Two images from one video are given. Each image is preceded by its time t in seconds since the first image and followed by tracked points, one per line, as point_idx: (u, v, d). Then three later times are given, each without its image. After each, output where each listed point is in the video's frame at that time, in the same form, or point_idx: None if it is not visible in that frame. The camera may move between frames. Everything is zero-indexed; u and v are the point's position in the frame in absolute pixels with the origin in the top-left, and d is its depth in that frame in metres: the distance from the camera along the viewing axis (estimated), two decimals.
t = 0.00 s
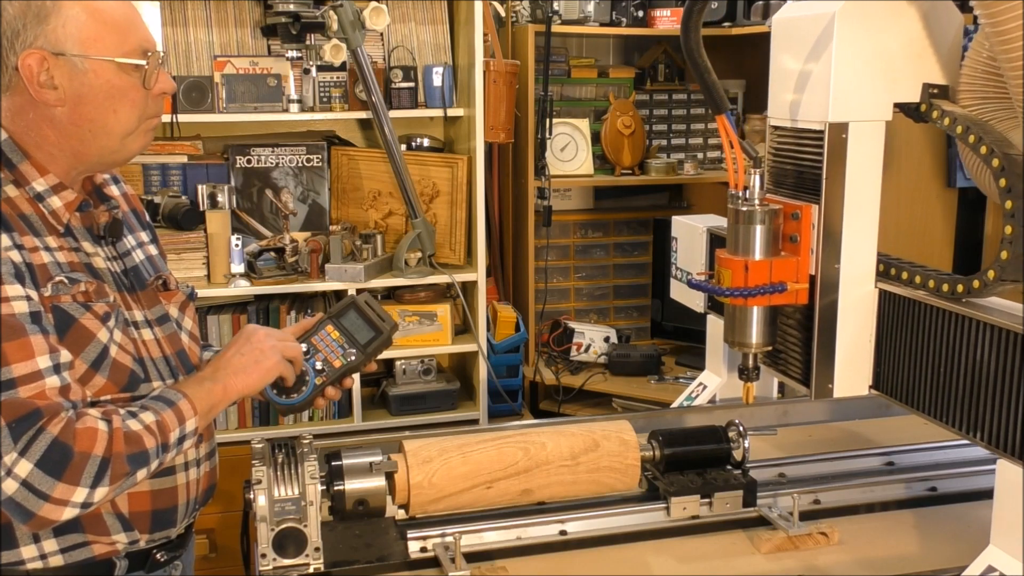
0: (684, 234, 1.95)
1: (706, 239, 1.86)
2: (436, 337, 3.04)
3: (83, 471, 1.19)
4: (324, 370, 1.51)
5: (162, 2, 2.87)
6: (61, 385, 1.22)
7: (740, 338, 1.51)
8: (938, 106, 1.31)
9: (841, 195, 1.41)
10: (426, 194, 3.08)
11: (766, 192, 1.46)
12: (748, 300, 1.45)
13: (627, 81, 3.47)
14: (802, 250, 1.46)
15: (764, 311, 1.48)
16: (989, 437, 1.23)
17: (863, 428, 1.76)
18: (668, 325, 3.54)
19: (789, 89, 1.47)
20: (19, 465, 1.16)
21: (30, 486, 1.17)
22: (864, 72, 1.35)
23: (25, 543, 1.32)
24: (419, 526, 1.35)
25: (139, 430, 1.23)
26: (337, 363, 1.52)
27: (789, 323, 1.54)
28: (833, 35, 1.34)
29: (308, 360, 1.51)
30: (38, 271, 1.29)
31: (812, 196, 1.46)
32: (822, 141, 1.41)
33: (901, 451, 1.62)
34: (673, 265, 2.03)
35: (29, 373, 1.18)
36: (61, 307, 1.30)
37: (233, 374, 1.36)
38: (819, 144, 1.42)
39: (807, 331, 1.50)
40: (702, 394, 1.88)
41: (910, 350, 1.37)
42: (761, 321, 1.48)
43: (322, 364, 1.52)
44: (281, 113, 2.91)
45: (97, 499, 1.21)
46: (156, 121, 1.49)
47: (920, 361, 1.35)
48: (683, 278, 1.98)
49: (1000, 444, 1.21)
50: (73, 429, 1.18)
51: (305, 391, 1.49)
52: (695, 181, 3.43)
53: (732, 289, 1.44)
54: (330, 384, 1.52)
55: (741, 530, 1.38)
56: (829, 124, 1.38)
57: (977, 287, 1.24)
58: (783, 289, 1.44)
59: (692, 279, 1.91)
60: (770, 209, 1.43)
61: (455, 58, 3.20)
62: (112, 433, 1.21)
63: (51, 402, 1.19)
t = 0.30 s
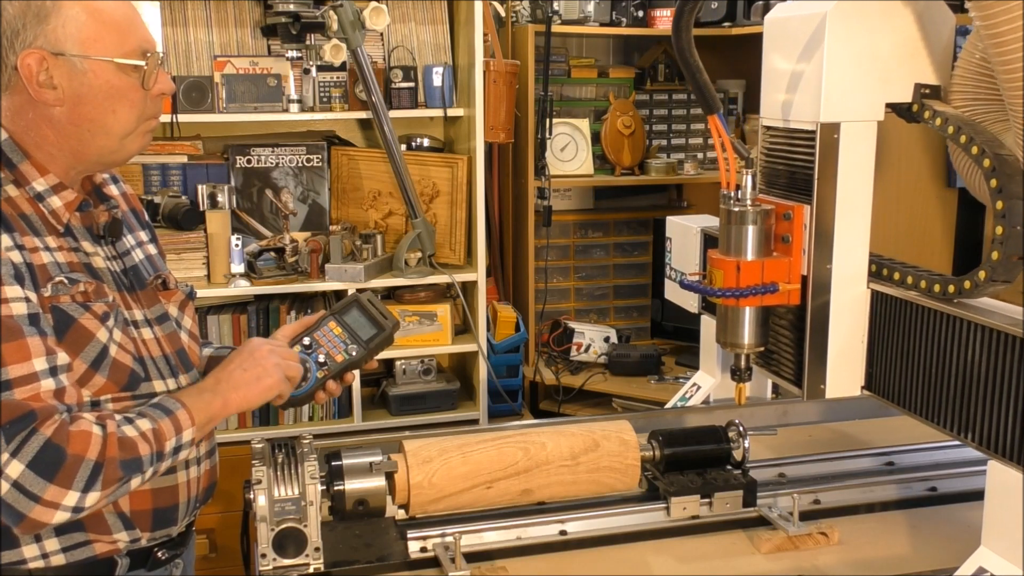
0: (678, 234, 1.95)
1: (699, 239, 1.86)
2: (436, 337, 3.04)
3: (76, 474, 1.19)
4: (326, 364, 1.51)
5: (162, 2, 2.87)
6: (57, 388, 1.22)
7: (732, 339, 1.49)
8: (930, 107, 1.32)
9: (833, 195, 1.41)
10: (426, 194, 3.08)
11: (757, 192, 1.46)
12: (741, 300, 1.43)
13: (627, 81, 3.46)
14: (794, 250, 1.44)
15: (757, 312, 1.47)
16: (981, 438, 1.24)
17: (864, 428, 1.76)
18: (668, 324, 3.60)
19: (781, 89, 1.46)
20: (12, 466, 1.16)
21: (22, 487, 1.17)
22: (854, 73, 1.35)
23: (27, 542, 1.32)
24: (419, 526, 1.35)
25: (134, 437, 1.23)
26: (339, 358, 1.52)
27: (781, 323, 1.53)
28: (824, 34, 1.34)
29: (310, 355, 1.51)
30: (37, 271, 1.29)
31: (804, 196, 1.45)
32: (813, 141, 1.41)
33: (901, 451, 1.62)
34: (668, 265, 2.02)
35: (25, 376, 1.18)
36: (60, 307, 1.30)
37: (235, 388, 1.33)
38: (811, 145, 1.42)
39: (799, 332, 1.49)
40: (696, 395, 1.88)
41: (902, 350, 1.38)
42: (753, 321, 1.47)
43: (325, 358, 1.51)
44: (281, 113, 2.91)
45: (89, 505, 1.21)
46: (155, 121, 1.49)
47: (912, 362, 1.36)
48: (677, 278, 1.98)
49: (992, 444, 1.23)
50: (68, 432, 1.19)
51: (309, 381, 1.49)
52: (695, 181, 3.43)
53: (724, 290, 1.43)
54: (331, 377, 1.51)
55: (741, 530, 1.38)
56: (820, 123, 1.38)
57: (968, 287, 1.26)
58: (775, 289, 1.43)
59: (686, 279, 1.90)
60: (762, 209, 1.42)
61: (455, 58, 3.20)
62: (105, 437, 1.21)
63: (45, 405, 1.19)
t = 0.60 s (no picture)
0: (672, 234, 1.95)
1: (693, 240, 1.86)
2: (436, 337, 3.04)
3: (96, 462, 1.19)
4: (321, 363, 1.51)
5: (162, 2, 2.86)
6: (70, 378, 1.22)
7: (725, 340, 1.51)
8: (922, 107, 1.33)
9: (825, 195, 1.41)
10: (426, 194, 3.08)
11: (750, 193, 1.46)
12: (732, 300, 1.45)
13: (627, 81, 3.46)
14: (787, 251, 1.46)
15: (748, 313, 1.48)
16: (973, 439, 1.23)
17: (863, 428, 1.76)
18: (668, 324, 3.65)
19: (774, 89, 1.46)
20: (34, 459, 1.16)
21: (44, 478, 1.17)
22: (846, 73, 1.35)
23: (27, 540, 1.33)
24: (419, 526, 1.35)
25: (150, 421, 1.24)
26: (334, 358, 1.52)
27: (774, 323, 1.54)
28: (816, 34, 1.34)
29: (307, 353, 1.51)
30: (43, 268, 1.29)
31: (798, 197, 1.45)
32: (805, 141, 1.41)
33: (901, 451, 1.62)
34: (662, 265, 2.02)
35: (39, 368, 1.18)
36: (65, 303, 1.31)
37: (241, 366, 1.33)
38: (803, 144, 1.42)
39: (791, 332, 1.49)
40: (690, 395, 1.88)
41: (895, 350, 1.37)
42: (746, 323, 1.49)
43: (320, 358, 1.52)
44: (281, 113, 2.91)
45: (110, 491, 1.21)
46: (155, 126, 1.50)
47: (904, 362, 1.35)
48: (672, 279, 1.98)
49: (981, 444, 1.22)
50: (85, 420, 1.19)
51: (304, 382, 1.50)
52: (695, 181, 3.43)
53: (716, 290, 1.44)
54: (326, 377, 1.52)
55: (741, 530, 1.38)
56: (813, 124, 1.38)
57: (960, 287, 1.26)
58: (768, 290, 1.44)
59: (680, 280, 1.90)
60: (755, 210, 1.43)
61: (455, 58, 3.20)
62: (122, 424, 1.21)
63: (61, 395, 1.19)
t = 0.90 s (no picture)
0: (666, 234, 1.94)
1: (688, 240, 1.86)
2: (436, 337, 3.04)
3: (81, 463, 1.19)
4: (324, 357, 1.51)
5: (162, 2, 2.87)
6: (64, 379, 1.22)
7: (717, 340, 1.51)
8: (915, 107, 1.33)
9: (818, 196, 1.43)
10: (426, 194, 3.09)
11: (742, 193, 1.48)
12: (725, 301, 1.46)
13: (627, 81, 3.46)
14: (779, 252, 1.47)
15: (742, 314, 1.49)
16: (964, 440, 1.25)
17: (863, 429, 1.77)
18: (668, 325, 3.63)
19: (767, 89, 1.48)
20: (18, 457, 1.17)
21: (29, 477, 1.18)
22: (839, 73, 1.37)
23: (32, 533, 1.34)
24: (419, 526, 1.35)
25: (139, 424, 1.23)
26: (336, 352, 1.52)
27: (767, 323, 1.56)
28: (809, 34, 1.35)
29: (309, 347, 1.52)
30: (47, 266, 1.29)
31: (789, 196, 1.48)
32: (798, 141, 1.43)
33: (901, 451, 1.62)
34: (657, 265, 2.01)
35: (33, 367, 1.18)
36: (68, 301, 1.30)
37: (242, 374, 1.32)
38: (796, 145, 1.44)
39: (784, 332, 1.51)
40: (684, 395, 1.87)
41: (889, 351, 1.39)
42: (738, 323, 1.50)
43: (323, 352, 1.52)
44: (281, 113, 2.91)
45: (95, 493, 1.21)
46: (159, 128, 1.50)
47: (898, 362, 1.37)
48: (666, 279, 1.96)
49: (974, 445, 1.24)
50: (73, 421, 1.18)
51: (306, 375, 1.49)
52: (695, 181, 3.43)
53: (708, 291, 1.45)
54: (329, 372, 1.52)
55: (741, 530, 1.38)
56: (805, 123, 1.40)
57: (951, 288, 1.27)
58: (760, 291, 1.45)
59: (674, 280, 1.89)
60: (747, 210, 1.44)
61: (455, 58, 3.20)
62: (110, 425, 1.21)
63: (53, 395, 1.19)
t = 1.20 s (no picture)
0: (661, 234, 1.94)
1: (681, 240, 1.86)
2: (436, 337, 3.04)
3: (87, 447, 1.19)
4: (326, 353, 1.51)
5: (162, 2, 2.87)
6: (72, 368, 1.22)
7: (710, 341, 1.53)
8: (907, 107, 1.35)
9: (809, 197, 1.44)
10: (426, 194, 3.08)
11: (735, 194, 1.50)
12: (717, 302, 1.47)
13: (627, 81, 3.46)
14: (771, 252, 1.49)
15: (735, 313, 1.51)
16: (955, 441, 1.26)
17: (863, 429, 1.77)
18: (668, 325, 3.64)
19: (759, 90, 1.50)
20: (25, 443, 1.18)
21: (38, 464, 1.19)
22: (832, 72, 1.38)
23: (38, 519, 1.35)
24: (419, 526, 1.35)
25: (141, 407, 1.23)
26: (339, 348, 1.52)
27: (760, 325, 1.57)
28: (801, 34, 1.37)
29: (311, 343, 1.51)
30: (56, 260, 1.30)
31: (782, 196, 1.49)
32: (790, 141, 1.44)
33: (901, 451, 1.62)
34: (651, 265, 2.02)
35: (41, 356, 1.19)
36: (77, 293, 1.32)
37: (238, 352, 1.32)
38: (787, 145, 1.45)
39: (777, 333, 1.52)
40: (678, 396, 1.88)
41: (882, 351, 1.39)
42: (731, 323, 1.51)
43: (325, 348, 1.51)
44: (281, 113, 2.91)
45: (102, 476, 1.22)
46: (168, 127, 1.49)
47: (891, 363, 1.37)
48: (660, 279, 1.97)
49: (965, 446, 1.24)
50: (78, 408, 1.18)
51: (306, 371, 1.49)
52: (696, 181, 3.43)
53: (701, 291, 1.45)
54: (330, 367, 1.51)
55: (741, 530, 1.38)
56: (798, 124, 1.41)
57: (943, 288, 1.27)
58: (751, 291, 1.47)
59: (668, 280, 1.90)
60: (739, 210, 1.45)
61: (455, 58, 3.19)
62: (113, 411, 1.21)
63: (60, 384, 1.19)
